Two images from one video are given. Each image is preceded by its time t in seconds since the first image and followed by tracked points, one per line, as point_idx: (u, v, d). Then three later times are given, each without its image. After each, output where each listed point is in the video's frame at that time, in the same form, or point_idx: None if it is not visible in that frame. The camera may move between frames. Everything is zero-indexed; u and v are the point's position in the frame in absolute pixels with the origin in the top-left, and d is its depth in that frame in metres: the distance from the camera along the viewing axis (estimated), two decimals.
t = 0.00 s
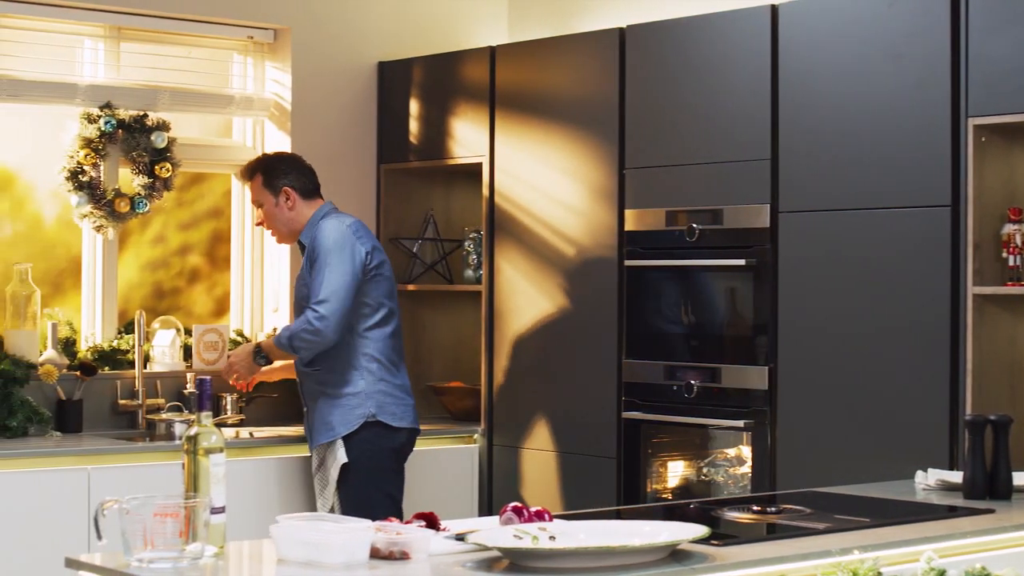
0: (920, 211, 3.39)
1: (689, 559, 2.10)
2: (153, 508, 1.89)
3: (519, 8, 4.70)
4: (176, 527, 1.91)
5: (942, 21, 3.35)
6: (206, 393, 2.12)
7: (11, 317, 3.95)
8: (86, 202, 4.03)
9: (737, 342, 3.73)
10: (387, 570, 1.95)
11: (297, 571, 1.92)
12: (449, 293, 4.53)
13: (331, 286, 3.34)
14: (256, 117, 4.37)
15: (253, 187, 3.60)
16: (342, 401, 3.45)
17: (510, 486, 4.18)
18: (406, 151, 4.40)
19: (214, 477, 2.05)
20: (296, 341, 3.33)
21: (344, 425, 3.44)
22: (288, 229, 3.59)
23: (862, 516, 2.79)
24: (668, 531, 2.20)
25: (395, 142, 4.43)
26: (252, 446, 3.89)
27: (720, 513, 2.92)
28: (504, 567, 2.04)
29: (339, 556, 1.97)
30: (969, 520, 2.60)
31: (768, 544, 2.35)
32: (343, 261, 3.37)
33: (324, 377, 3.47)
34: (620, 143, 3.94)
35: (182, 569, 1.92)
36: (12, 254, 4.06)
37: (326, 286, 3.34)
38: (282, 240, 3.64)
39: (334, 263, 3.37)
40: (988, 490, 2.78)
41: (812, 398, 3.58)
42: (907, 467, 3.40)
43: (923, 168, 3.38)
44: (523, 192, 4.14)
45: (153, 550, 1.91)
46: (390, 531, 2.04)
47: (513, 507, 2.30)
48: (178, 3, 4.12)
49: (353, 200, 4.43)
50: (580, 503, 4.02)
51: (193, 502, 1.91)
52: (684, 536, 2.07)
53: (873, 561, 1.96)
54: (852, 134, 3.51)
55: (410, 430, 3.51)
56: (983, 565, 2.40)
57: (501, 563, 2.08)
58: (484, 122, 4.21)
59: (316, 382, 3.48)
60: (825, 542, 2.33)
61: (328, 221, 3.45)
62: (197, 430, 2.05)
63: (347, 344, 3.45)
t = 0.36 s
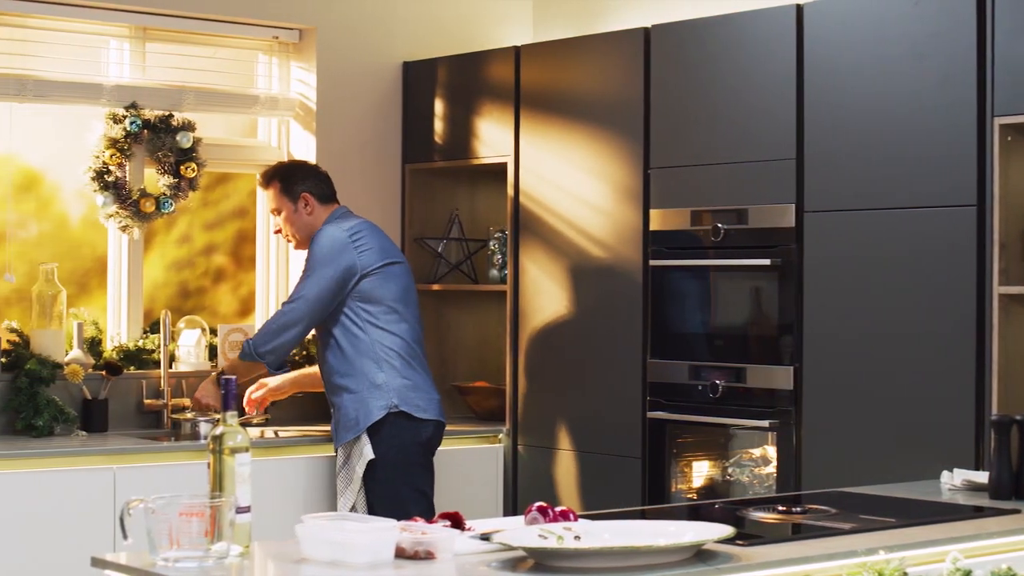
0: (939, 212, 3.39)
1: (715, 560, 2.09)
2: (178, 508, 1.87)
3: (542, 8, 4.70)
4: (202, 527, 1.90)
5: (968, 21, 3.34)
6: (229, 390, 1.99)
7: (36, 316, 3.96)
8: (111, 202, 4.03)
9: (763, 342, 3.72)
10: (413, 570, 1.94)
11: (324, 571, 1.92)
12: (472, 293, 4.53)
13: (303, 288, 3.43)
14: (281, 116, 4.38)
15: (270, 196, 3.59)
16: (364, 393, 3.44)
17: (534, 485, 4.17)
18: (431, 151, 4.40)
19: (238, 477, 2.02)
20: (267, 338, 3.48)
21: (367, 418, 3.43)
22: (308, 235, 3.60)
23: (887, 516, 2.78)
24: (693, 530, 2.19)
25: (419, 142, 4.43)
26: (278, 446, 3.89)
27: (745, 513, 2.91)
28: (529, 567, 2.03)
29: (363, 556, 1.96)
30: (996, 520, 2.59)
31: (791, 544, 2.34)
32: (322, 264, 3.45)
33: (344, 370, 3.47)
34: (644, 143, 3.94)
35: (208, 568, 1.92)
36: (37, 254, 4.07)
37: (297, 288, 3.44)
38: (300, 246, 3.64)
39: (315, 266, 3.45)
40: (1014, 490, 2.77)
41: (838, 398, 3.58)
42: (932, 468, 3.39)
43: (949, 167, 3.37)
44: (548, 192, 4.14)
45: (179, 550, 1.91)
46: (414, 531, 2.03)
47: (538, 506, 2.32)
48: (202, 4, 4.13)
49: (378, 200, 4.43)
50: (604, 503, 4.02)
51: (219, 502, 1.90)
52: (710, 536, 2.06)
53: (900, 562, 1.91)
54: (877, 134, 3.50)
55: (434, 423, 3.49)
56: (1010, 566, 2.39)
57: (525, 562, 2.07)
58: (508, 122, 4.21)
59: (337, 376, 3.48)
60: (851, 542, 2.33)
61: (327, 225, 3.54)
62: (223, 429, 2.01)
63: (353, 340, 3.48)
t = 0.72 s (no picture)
0: (962, 211, 3.38)
1: (736, 559, 2.08)
2: (200, 507, 1.86)
3: (561, 9, 4.70)
4: (223, 526, 1.89)
5: (990, 20, 3.33)
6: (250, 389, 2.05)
7: (59, 316, 3.97)
8: (133, 202, 4.04)
9: (784, 342, 3.72)
10: (433, 570, 1.93)
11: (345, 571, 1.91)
12: (493, 292, 4.53)
13: (361, 286, 3.31)
14: (302, 116, 4.39)
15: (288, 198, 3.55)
16: (386, 395, 3.45)
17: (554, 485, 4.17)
18: (452, 151, 4.40)
19: (261, 476, 2.01)
20: (324, 337, 3.30)
21: (388, 420, 3.43)
22: (326, 236, 3.54)
23: (910, 515, 2.77)
24: (715, 531, 2.18)
25: (440, 142, 4.43)
26: (301, 446, 3.89)
27: (766, 512, 2.90)
28: (551, 567, 2.02)
29: (385, 555, 1.95)
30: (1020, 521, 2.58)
31: (813, 544, 2.34)
32: (373, 262, 3.36)
33: (367, 371, 3.47)
34: (665, 143, 3.94)
35: (229, 568, 1.89)
36: (59, 254, 4.09)
37: (355, 286, 3.32)
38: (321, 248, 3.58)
39: (365, 264, 3.35)
40: None
41: (860, 397, 3.57)
42: (953, 468, 3.38)
43: (972, 167, 3.36)
44: (569, 192, 4.14)
45: (200, 549, 1.89)
46: (436, 531, 2.02)
47: (559, 506, 2.30)
48: (223, 4, 4.14)
49: (398, 199, 4.44)
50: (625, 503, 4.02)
51: (241, 501, 1.89)
52: (732, 536, 2.05)
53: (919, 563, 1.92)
54: (899, 133, 3.50)
55: (455, 425, 3.51)
56: None
57: (546, 562, 2.06)
58: (529, 121, 4.21)
59: (359, 377, 3.48)
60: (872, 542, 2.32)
61: (360, 222, 3.45)
62: (244, 429, 2.00)
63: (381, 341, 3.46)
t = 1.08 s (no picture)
0: (983, 211, 3.37)
1: (756, 559, 2.07)
2: (221, 507, 1.86)
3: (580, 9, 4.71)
4: (244, 526, 1.88)
5: (1012, 19, 3.32)
6: (273, 387, 2.00)
7: (80, 316, 3.98)
8: (154, 202, 4.05)
9: (805, 341, 3.71)
10: (455, 570, 1.92)
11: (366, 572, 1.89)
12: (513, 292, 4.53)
13: (417, 292, 3.25)
14: (323, 116, 4.41)
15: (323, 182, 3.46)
16: (420, 408, 3.44)
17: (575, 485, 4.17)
18: (472, 150, 4.40)
19: (283, 476, 2.02)
20: (384, 346, 3.26)
21: (421, 433, 3.43)
22: (361, 225, 3.49)
23: (931, 515, 2.76)
24: (736, 529, 2.18)
25: (461, 142, 4.44)
26: (321, 445, 3.90)
27: (787, 513, 2.88)
28: (572, 567, 2.02)
29: (406, 554, 1.92)
30: None
31: (834, 544, 2.33)
32: (426, 266, 3.29)
33: (402, 385, 3.45)
34: (686, 142, 3.93)
35: (250, 567, 1.90)
36: (81, 254, 4.10)
37: (411, 291, 3.25)
38: (348, 236, 3.53)
39: (419, 270, 3.27)
40: None
41: (881, 398, 3.56)
42: (974, 468, 3.37)
43: (993, 166, 3.36)
44: (590, 192, 4.13)
45: (221, 548, 1.89)
46: (456, 530, 2.02)
47: (580, 505, 2.29)
48: (244, 4, 4.15)
49: (417, 199, 4.45)
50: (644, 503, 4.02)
51: (262, 501, 1.88)
52: (752, 536, 2.05)
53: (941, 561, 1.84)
54: (919, 132, 3.49)
55: (483, 438, 3.52)
56: None
57: (568, 562, 2.07)
58: (550, 120, 4.21)
59: (391, 388, 3.46)
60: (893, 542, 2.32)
61: (408, 224, 3.37)
62: (265, 428, 2.01)
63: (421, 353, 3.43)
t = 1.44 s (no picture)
0: (1003, 211, 3.37)
1: (777, 559, 2.07)
2: (240, 506, 1.86)
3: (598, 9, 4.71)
4: (265, 524, 1.88)
5: None
6: (292, 387, 1.95)
7: (100, 315, 4.00)
8: (174, 202, 4.06)
9: (826, 341, 3.70)
10: (473, 570, 1.91)
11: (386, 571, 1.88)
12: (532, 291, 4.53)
13: (444, 306, 3.27)
14: (343, 116, 4.43)
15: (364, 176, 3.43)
16: (445, 423, 3.43)
17: (595, 485, 4.17)
18: (492, 150, 4.41)
19: (301, 475, 1.98)
20: (402, 354, 3.29)
21: (445, 447, 3.42)
22: (398, 224, 3.46)
23: (952, 515, 2.75)
24: (756, 530, 2.17)
25: (481, 142, 4.44)
26: (340, 444, 3.89)
27: (807, 512, 2.87)
28: (591, 566, 2.01)
29: (426, 554, 1.92)
30: None
31: (856, 544, 2.33)
32: (458, 280, 3.31)
33: (426, 398, 3.43)
34: (706, 141, 3.92)
35: (270, 566, 1.89)
36: (101, 253, 4.11)
37: (438, 305, 3.28)
38: (383, 231, 3.50)
39: (449, 283, 3.30)
40: None
41: (901, 397, 3.56)
42: (994, 468, 3.37)
43: (1013, 165, 3.35)
44: (610, 192, 4.13)
45: (241, 548, 1.88)
46: (476, 529, 2.01)
47: (599, 506, 2.28)
48: (264, 4, 4.16)
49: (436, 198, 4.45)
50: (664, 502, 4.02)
51: (282, 499, 1.88)
52: (773, 536, 2.04)
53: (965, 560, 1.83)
54: (939, 132, 3.49)
55: (500, 454, 3.55)
56: None
57: (586, 562, 2.06)
58: (569, 120, 4.21)
59: (416, 401, 3.43)
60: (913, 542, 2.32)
61: (448, 233, 3.37)
62: (285, 427, 1.98)
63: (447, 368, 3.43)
